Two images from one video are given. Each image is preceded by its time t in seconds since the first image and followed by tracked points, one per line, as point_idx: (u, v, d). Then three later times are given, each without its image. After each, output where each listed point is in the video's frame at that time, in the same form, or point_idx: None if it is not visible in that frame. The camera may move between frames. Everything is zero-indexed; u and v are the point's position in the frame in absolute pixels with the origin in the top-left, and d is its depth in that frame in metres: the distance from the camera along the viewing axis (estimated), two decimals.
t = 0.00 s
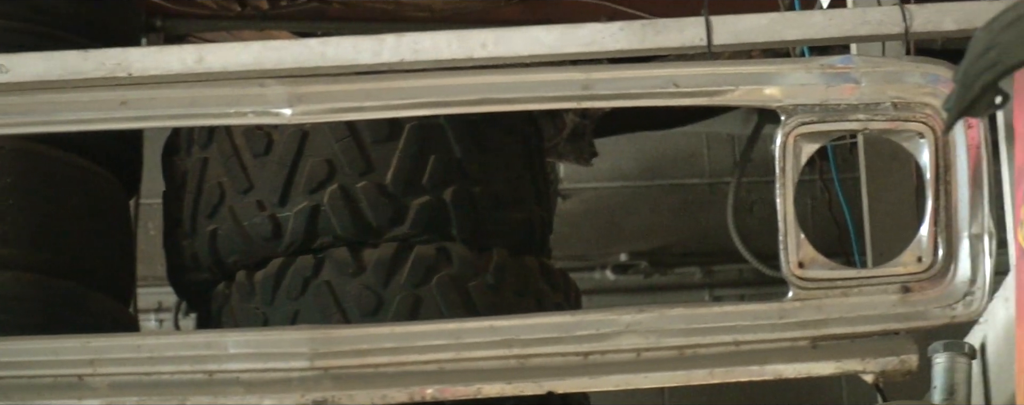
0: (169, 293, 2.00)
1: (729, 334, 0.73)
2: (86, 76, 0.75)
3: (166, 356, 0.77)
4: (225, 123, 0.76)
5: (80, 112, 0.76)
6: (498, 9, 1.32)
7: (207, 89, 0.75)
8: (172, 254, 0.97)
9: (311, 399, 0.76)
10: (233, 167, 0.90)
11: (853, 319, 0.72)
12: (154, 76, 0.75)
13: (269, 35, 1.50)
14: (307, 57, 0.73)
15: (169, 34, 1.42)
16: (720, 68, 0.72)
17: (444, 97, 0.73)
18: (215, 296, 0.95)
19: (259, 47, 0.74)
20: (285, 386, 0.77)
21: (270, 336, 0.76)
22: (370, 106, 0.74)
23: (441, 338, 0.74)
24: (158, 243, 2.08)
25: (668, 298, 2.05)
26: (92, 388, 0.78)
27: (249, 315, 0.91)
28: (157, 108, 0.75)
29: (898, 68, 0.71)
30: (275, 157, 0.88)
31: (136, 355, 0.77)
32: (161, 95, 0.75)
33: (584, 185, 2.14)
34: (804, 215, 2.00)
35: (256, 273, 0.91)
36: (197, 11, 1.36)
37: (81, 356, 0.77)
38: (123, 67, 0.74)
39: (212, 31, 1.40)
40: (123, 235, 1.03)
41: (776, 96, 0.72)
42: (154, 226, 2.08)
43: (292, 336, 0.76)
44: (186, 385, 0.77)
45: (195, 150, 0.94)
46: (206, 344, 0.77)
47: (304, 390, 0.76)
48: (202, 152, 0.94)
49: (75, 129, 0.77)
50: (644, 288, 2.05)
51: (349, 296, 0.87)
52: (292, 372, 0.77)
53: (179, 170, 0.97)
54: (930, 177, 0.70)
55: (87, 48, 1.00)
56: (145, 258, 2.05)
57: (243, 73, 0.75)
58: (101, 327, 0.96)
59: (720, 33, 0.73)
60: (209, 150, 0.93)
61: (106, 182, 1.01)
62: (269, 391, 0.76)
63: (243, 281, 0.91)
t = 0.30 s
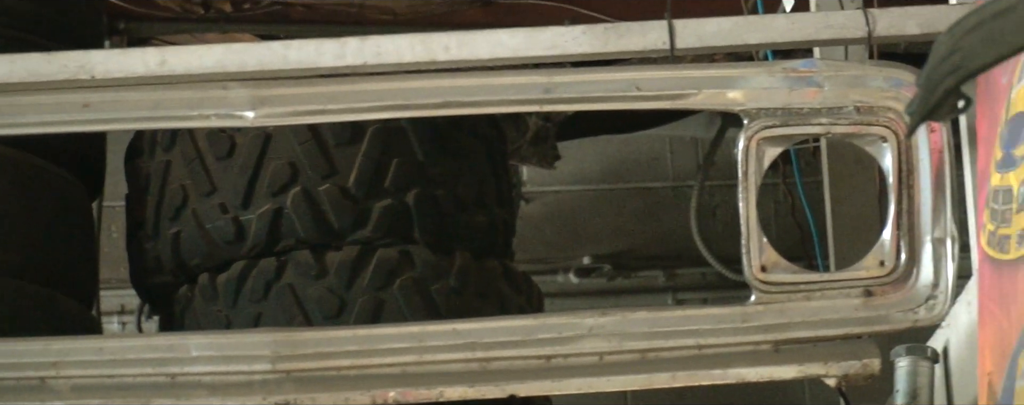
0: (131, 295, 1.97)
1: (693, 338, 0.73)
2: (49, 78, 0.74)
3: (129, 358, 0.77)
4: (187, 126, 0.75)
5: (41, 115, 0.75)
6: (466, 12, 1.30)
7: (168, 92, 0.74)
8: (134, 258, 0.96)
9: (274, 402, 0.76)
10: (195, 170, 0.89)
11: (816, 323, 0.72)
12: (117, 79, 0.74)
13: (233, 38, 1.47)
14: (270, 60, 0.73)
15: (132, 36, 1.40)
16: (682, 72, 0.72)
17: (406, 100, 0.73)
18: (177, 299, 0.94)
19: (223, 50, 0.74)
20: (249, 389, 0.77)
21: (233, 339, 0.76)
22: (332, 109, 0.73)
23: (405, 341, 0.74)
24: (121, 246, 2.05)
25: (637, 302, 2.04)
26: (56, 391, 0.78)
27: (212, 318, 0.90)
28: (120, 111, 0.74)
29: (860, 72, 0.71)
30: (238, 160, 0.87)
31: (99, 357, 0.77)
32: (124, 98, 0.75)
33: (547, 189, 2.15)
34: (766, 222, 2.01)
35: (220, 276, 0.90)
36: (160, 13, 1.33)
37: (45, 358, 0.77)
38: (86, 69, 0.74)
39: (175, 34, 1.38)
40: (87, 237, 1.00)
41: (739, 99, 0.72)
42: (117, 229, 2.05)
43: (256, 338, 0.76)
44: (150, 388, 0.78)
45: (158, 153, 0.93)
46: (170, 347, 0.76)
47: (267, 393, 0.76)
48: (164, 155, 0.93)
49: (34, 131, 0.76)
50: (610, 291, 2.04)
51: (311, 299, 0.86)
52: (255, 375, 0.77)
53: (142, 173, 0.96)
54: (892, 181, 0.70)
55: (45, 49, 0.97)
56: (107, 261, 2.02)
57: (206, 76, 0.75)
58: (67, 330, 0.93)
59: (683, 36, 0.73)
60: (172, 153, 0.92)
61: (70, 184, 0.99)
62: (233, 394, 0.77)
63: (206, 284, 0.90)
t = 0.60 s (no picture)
0: (95, 297, 1.98)
1: (657, 341, 0.73)
2: (13, 80, 0.73)
3: (94, 360, 0.76)
4: (151, 129, 0.74)
5: (4, 116, 0.74)
6: (432, 15, 1.29)
7: (133, 94, 0.74)
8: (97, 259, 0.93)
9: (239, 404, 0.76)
10: (160, 172, 0.88)
11: (781, 326, 0.71)
12: (82, 80, 0.73)
13: (200, 41, 1.45)
14: (234, 62, 0.72)
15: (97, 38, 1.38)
16: (648, 75, 0.72)
17: (374, 102, 0.72)
18: (141, 301, 0.93)
19: (188, 52, 0.73)
20: (214, 391, 0.77)
21: (199, 341, 0.76)
22: (297, 111, 0.73)
23: (371, 343, 0.74)
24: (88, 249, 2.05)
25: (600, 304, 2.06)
26: (19, 393, 0.77)
27: (176, 321, 0.89)
28: (85, 112, 0.74)
29: (825, 75, 0.70)
30: (203, 162, 0.86)
31: (64, 359, 0.76)
32: (88, 99, 0.74)
33: (513, 191, 2.15)
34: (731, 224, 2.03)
35: (184, 278, 0.89)
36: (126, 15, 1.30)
37: (10, 360, 0.77)
38: (52, 71, 0.73)
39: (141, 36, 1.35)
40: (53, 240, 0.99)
41: (704, 102, 0.71)
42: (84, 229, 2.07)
43: (222, 340, 0.75)
44: (114, 390, 0.77)
45: (123, 155, 0.92)
46: (135, 348, 0.76)
47: (232, 395, 0.76)
48: (129, 157, 0.91)
49: None
50: (574, 294, 2.05)
51: (276, 301, 0.85)
52: (220, 377, 0.76)
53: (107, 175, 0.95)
54: (857, 185, 0.69)
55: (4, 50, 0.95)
56: (73, 263, 2.03)
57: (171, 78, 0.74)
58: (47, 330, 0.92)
59: (647, 38, 0.72)
60: (138, 155, 0.91)
61: (37, 186, 0.97)
62: (198, 396, 0.76)
63: (170, 286, 0.89)
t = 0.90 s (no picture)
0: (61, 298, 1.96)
1: (620, 342, 0.73)
2: None
3: (57, 361, 0.76)
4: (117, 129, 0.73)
5: None
6: (397, 16, 1.28)
7: (98, 95, 0.72)
8: (65, 260, 0.92)
9: None
10: (125, 173, 0.87)
11: (746, 328, 0.71)
12: (47, 81, 0.73)
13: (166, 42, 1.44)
14: (200, 63, 0.73)
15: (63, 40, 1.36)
16: (612, 77, 0.71)
17: (338, 105, 0.71)
18: (106, 300, 0.91)
19: (154, 53, 0.73)
20: (177, 392, 0.76)
21: (162, 343, 0.76)
22: (263, 112, 0.72)
23: (333, 344, 0.74)
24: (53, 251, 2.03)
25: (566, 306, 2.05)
26: None
27: (140, 322, 0.87)
28: (50, 113, 0.72)
29: (790, 77, 0.70)
30: (168, 163, 0.86)
31: (27, 360, 0.76)
32: (54, 100, 0.72)
33: (478, 193, 2.15)
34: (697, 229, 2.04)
35: (149, 280, 0.88)
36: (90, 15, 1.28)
37: None
38: (17, 72, 0.73)
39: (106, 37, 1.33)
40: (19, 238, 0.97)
41: (669, 104, 0.71)
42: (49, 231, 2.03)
43: (184, 342, 0.75)
44: (77, 390, 0.76)
45: (88, 156, 0.91)
46: (98, 349, 0.76)
47: (195, 396, 0.75)
48: (95, 158, 0.91)
49: None
50: (539, 296, 2.05)
51: (241, 302, 0.84)
52: (184, 378, 0.76)
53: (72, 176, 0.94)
54: (823, 187, 0.69)
55: None
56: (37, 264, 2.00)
57: (138, 79, 0.74)
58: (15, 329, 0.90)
59: (612, 40, 0.72)
60: (103, 156, 0.91)
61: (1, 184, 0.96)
62: (161, 398, 0.76)
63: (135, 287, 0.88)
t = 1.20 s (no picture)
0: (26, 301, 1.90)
1: (583, 346, 0.72)
2: None
3: (22, 362, 0.77)
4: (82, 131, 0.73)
5: None
6: (361, 18, 1.27)
7: (63, 96, 0.72)
8: (26, 262, 0.91)
9: None
10: (88, 175, 0.87)
11: (710, 331, 0.71)
12: (10, 82, 0.72)
13: (130, 44, 1.42)
14: (163, 65, 0.72)
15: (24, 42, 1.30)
16: (576, 79, 0.70)
17: (300, 107, 0.71)
18: (70, 304, 0.90)
19: (118, 55, 0.72)
20: (141, 393, 0.76)
21: (125, 345, 0.76)
22: (227, 115, 0.72)
23: (298, 346, 0.74)
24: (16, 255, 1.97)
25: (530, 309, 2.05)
26: None
27: (105, 324, 0.88)
28: (15, 114, 0.72)
29: (755, 81, 0.70)
30: (131, 165, 0.85)
31: None
32: (19, 100, 0.72)
33: (441, 197, 2.15)
34: (661, 235, 2.05)
35: (113, 281, 0.88)
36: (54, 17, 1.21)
37: None
38: None
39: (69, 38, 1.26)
40: None
41: (633, 107, 0.70)
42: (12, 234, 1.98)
43: (148, 343, 0.76)
44: (40, 391, 0.77)
45: (52, 158, 0.90)
46: (62, 351, 0.76)
47: (158, 398, 0.76)
48: (59, 160, 0.89)
49: None
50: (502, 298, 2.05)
51: (205, 304, 0.85)
52: (148, 380, 0.76)
53: (34, 179, 0.92)
54: (786, 190, 0.69)
55: None
56: None
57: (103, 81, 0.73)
58: None
59: (576, 42, 0.72)
60: (66, 158, 0.89)
61: None
62: (124, 399, 0.76)
63: (99, 289, 0.87)
